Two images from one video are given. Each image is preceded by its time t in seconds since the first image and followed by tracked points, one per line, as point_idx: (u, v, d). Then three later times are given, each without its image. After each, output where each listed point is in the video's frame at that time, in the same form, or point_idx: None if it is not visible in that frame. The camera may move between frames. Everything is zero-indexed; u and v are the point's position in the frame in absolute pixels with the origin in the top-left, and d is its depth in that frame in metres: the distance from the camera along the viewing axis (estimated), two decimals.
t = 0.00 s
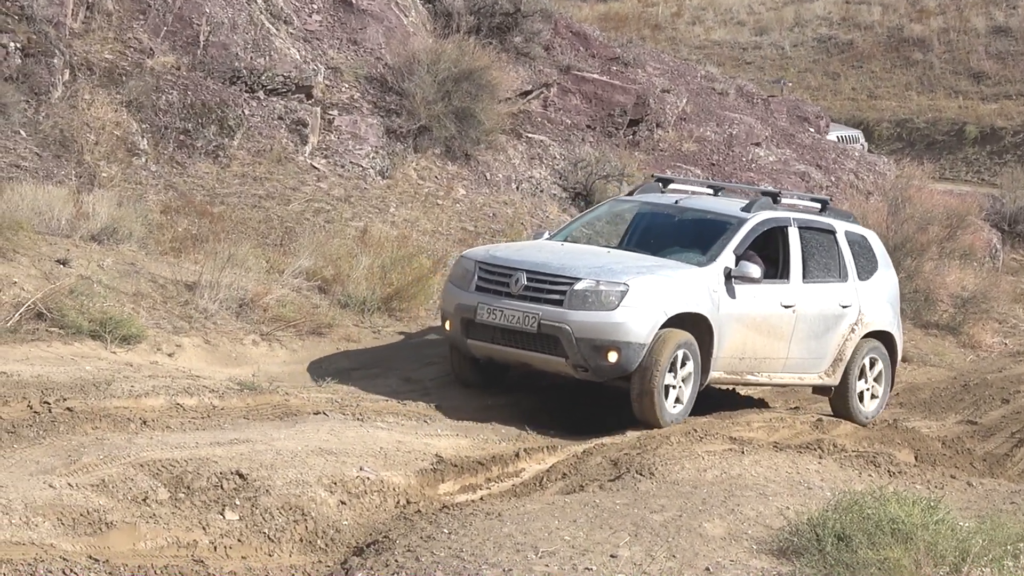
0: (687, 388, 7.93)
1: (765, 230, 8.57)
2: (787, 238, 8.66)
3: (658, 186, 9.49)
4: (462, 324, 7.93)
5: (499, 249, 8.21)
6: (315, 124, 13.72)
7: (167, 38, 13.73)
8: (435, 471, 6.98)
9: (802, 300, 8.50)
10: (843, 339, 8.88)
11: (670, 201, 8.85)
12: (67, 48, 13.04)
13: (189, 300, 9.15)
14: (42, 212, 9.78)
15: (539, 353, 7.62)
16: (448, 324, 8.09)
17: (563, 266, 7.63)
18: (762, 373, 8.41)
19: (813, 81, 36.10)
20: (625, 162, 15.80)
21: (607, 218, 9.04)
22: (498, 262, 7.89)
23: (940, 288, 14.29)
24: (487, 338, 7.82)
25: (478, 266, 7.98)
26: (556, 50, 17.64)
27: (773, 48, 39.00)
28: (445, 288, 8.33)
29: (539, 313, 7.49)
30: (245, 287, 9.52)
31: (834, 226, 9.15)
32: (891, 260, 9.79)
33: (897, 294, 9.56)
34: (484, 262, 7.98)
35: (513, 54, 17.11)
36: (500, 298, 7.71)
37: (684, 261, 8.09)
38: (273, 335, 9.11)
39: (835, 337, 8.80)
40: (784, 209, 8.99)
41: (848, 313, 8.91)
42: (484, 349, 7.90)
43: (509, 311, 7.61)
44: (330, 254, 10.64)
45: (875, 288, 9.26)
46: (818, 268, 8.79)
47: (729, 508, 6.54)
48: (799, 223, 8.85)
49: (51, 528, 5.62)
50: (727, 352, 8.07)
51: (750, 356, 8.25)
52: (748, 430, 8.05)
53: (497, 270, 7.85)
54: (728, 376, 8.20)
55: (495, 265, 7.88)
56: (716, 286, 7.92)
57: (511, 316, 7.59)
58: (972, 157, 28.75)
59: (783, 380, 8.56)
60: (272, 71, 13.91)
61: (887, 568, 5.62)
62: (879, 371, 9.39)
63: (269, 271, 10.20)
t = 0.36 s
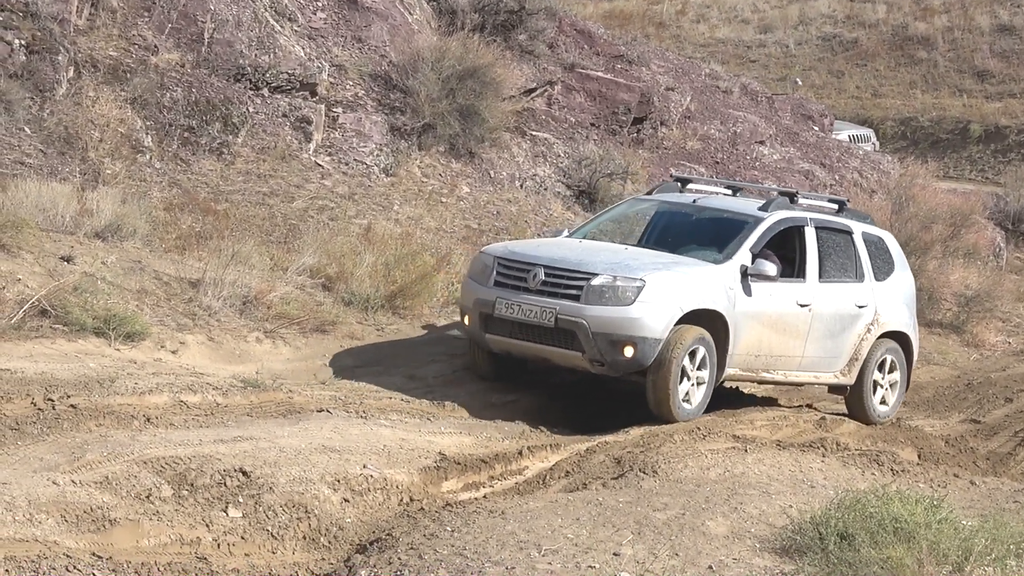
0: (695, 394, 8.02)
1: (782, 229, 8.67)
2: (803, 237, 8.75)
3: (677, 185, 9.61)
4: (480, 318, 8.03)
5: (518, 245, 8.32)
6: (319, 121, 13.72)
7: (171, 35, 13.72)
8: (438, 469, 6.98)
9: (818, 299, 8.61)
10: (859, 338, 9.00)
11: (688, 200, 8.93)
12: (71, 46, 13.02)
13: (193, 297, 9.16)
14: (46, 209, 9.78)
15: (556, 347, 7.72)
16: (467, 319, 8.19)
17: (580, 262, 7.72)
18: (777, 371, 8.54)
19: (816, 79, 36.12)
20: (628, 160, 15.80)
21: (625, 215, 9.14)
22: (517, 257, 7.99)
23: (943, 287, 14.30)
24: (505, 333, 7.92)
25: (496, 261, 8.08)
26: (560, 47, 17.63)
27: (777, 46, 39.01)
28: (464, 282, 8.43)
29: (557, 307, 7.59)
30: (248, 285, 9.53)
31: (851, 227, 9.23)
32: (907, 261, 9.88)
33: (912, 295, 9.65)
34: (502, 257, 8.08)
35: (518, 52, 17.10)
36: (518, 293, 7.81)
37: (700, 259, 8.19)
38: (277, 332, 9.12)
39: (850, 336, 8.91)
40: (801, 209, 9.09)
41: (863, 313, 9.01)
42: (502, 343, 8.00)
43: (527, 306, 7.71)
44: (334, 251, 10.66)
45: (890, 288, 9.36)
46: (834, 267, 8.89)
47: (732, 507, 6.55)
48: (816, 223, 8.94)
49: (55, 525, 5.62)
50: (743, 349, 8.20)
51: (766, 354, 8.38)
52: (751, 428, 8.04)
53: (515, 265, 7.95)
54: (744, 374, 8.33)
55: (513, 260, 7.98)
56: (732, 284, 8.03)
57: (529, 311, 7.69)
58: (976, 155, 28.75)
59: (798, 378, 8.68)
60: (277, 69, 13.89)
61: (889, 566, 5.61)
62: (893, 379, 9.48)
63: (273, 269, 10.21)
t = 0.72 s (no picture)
0: (701, 389, 8.00)
1: (797, 227, 8.74)
2: (818, 236, 8.82)
3: (694, 183, 9.70)
4: (499, 313, 8.15)
5: (536, 242, 8.43)
6: (320, 118, 13.72)
7: (173, 32, 13.68)
8: (440, 466, 6.97)
9: (833, 296, 8.68)
10: (873, 336, 9.07)
11: (703, 198, 9.02)
12: (73, 43, 13.04)
13: (195, 294, 9.16)
14: (48, 206, 9.79)
15: (574, 342, 7.83)
16: (486, 314, 8.31)
17: (598, 258, 7.84)
18: (792, 367, 8.61)
19: (818, 78, 36.17)
20: (630, 157, 15.81)
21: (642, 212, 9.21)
22: (535, 253, 8.11)
23: (944, 285, 14.29)
24: (523, 327, 8.04)
25: (515, 257, 8.20)
26: (562, 45, 17.62)
27: (779, 44, 39.02)
28: (483, 278, 8.55)
29: (575, 302, 7.69)
30: (250, 282, 9.53)
31: (865, 226, 9.30)
32: (921, 260, 9.94)
33: (926, 293, 9.72)
34: (521, 253, 8.19)
35: (519, 49, 17.08)
36: (537, 288, 7.92)
37: (716, 255, 8.27)
38: (278, 329, 9.12)
39: (864, 334, 8.98)
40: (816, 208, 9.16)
41: (877, 311, 9.08)
42: (521, 338, 8.11)
43: (545, 301, 7.82)
44: (336, 248, 10.69)
45: (904, 286, 9.43)
46: (848, 265, 8.96)
47: (733, 505, 6.54)
48: (831, 221, 9.01)
49: (56, 522, 5.62)
50: (758, 345, 8.28)
51: (781, 350, 8.45)
52: (752, 426, 8.03)
53: (534, 261, 8.06)
54: (758, 369, 8.41)
55: (531, 256, 8.10)
56: (747, 280, 8.11)
57: (547, 306, 7.80)
58: (978, 154, 28.74)
59: (812, 375, 8.75)
60: (278, 66, 13.89)
61: (890, 564, 5.59)
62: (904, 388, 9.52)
63: (275, 266, 10.21)
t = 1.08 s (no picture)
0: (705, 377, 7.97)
1: (805, 227, 8.75)
2: (826, 236, 8.83)
3: (702, 183, 9.73)
4: (508, 308, 8.17)
5: (546, 238, 8.45)
6: (314, 117, 13.72)
7: (166, 31, 13.68)
8: (433, 465, 6.97)
9: (840, 296, 8.69)
10: (878, 336, 9.08)
11: (712, 198, 9.03)
12: (66, 42, 13.03)
13: (188, 294, 9.16)
14: (41, 206, 9.78)
15: (582, 338, 7.84)
16: (495, 309, 8.33)
17: (607, 254, 7.85)
18: (798, 366, 8.62)
19: (811, 75, 36.24)
20: (624, 156, 15.83)
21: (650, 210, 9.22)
22: (546, 249, 8.13)
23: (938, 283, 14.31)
24: (532, 323, 8.06)
25: (525, 253, 8.23)
26: (555, 43, 17.63)
27: (772, 42, 39.08)
28: (492, 274, 8.57)
29: (583, 298, 7.71)
30: (243, 281, 9.53)
31: (872, 227, 9.31)
32: (926, 262, 9.96)
33: (931, 295, 9.74)
34: (531, 249, 8.21)
35: (513, 48, 17.09)
36: (546, 284, 7.94)
37: (724, 254, 8.28)
38: (271, 328, 9.12)
39: (870, 334, 9.00)
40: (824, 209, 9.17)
41: (883, 312, 9.09)
42: (529, 333, 8.14)
43: (554, 297, 7.84)
44: (329, 247, 10.70)
45: (909, 288, 9.44)
46: (855, 266, 8.97)
47: (727, 502, 6.53)
48: (838, 223, 9.01)
49: (49, 521, 5.60)
50: (764, 343, 8.29)
51: (787, 348, 8.46)
52: (746, 423, 8.00)
53: (543, 257, 8.08)
54: (764, 367, 8.42)
55: (542, 252, 8.12)
56: (755, 279, 8.11)
57: (556, 302, 7.81)
58: (972, 151, 28.78)
59: (818, 374, 8.76)
60: (271, 65, 13.88)
61: (884, 561, 5.58)
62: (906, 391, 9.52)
63: (268, 265, 10.21)
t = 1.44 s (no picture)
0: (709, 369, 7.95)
1: (810, 229, 8.76)
2: (830, 238, 8.84)
3: (709, 185, 9.75)
4: (515, 305, 8.18)
5: (554, 235, 8.46)
6: (304, 115, 13.72)
7: (156, 29, 13.68)
8: (425, 463, 6.97)
9: (844, 297, 8.70)
10: (881, 338, 9.09)
11: (719, 198, 9.04)
12: (56, 40, 13.01)
13: (179, 292, 9.17)
14: (31, 203, 9.77)
15: (589, 334, 7.85)
16: (503, 305, 8.34)
17: (614, 252, 7.86)
18: (801, 365, 8.62)
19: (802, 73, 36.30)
20: (615, 153, 15.84)
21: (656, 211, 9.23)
22: (554, 246, 8.14)
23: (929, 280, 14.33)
24: (539, 319, 8.06)
25: (533, 249, 8.23)
26: (546, 41, 17.65)
27: (763, 40, 39.15)
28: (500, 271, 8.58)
29: (590, 295, 7.72)
30: (234, 279, 9.53)
31: (877, 230, 9.32)
32: (929, 266, 9.96)
33: (934, 298, 9.75)
34: (540, 246, 8.22)
35: (504, 46, 17.12)
36: (553, 281, 7.95)
37: (730, 254, 8.28)
38: (262, 326, 9.11)
39: (874, 335, 9.01)
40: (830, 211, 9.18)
41: (886, 314, 9.10)
42: (536, 329, 8.14)
43: (561, 293, 7.84)
44: (319, 246, 10.71)
45: (913, 290, 9.45)
46: (859, 267, 8.97)
47: (718, 500, 6.53)
48: (843, 225, 9.02)
49: (41, 520, 5.59)
50: (769, 343, 8.30)
51: (791, 348, 8.47)
52: (737, 420, 7.98)
53: (551, 254, 8.09)
54: (768, 366, 8.43)
55: (550, 249, 8.13)
56: (760, 278, 8.12)
57: (563, 298, 7.82)
58: (962, 148, 28.82)
59: (821, 374, 8.77)
60: (262, 63, 13.88)
61: (876, 557, 5.57)
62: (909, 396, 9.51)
63: (259, 263, 10.21)
